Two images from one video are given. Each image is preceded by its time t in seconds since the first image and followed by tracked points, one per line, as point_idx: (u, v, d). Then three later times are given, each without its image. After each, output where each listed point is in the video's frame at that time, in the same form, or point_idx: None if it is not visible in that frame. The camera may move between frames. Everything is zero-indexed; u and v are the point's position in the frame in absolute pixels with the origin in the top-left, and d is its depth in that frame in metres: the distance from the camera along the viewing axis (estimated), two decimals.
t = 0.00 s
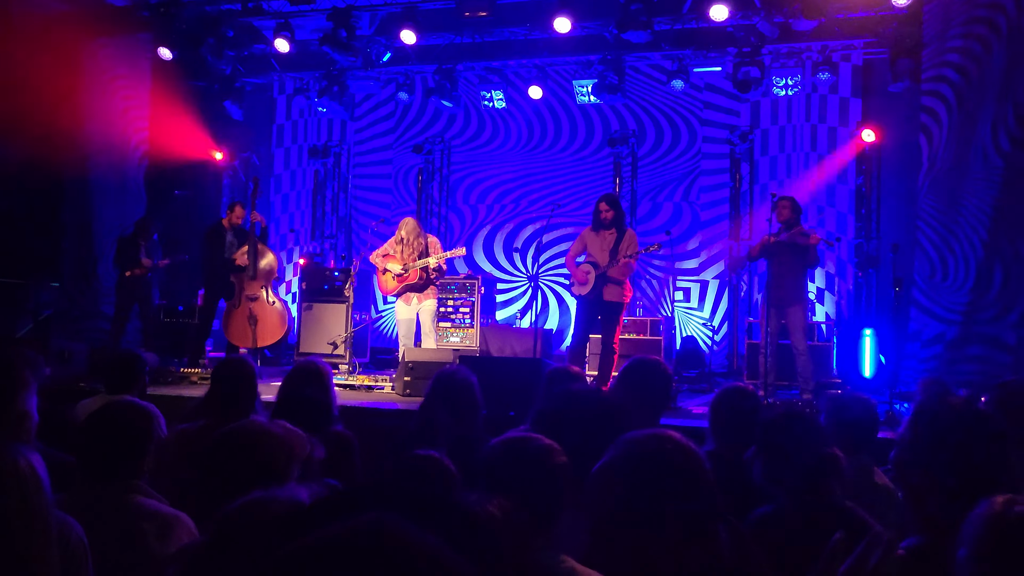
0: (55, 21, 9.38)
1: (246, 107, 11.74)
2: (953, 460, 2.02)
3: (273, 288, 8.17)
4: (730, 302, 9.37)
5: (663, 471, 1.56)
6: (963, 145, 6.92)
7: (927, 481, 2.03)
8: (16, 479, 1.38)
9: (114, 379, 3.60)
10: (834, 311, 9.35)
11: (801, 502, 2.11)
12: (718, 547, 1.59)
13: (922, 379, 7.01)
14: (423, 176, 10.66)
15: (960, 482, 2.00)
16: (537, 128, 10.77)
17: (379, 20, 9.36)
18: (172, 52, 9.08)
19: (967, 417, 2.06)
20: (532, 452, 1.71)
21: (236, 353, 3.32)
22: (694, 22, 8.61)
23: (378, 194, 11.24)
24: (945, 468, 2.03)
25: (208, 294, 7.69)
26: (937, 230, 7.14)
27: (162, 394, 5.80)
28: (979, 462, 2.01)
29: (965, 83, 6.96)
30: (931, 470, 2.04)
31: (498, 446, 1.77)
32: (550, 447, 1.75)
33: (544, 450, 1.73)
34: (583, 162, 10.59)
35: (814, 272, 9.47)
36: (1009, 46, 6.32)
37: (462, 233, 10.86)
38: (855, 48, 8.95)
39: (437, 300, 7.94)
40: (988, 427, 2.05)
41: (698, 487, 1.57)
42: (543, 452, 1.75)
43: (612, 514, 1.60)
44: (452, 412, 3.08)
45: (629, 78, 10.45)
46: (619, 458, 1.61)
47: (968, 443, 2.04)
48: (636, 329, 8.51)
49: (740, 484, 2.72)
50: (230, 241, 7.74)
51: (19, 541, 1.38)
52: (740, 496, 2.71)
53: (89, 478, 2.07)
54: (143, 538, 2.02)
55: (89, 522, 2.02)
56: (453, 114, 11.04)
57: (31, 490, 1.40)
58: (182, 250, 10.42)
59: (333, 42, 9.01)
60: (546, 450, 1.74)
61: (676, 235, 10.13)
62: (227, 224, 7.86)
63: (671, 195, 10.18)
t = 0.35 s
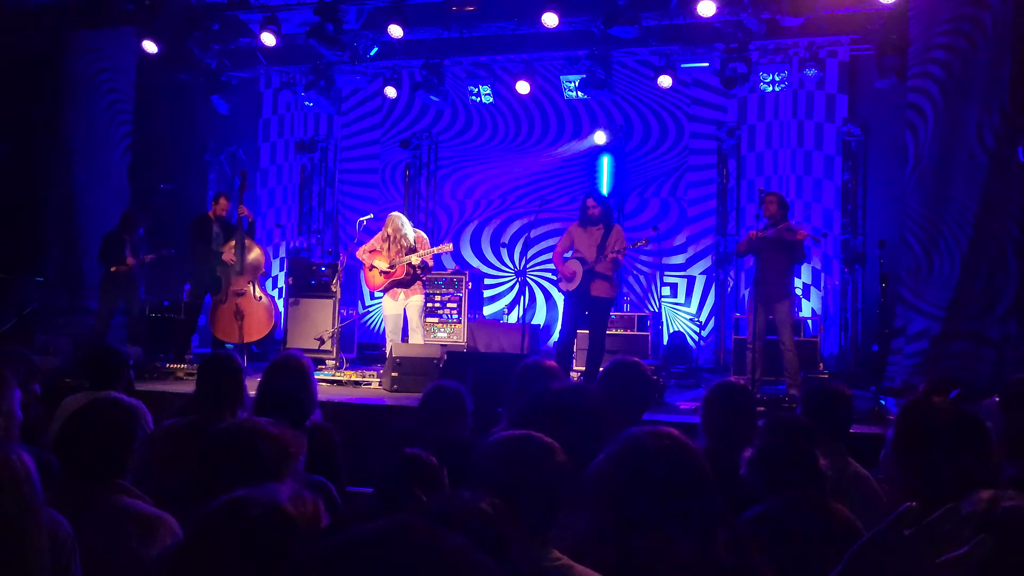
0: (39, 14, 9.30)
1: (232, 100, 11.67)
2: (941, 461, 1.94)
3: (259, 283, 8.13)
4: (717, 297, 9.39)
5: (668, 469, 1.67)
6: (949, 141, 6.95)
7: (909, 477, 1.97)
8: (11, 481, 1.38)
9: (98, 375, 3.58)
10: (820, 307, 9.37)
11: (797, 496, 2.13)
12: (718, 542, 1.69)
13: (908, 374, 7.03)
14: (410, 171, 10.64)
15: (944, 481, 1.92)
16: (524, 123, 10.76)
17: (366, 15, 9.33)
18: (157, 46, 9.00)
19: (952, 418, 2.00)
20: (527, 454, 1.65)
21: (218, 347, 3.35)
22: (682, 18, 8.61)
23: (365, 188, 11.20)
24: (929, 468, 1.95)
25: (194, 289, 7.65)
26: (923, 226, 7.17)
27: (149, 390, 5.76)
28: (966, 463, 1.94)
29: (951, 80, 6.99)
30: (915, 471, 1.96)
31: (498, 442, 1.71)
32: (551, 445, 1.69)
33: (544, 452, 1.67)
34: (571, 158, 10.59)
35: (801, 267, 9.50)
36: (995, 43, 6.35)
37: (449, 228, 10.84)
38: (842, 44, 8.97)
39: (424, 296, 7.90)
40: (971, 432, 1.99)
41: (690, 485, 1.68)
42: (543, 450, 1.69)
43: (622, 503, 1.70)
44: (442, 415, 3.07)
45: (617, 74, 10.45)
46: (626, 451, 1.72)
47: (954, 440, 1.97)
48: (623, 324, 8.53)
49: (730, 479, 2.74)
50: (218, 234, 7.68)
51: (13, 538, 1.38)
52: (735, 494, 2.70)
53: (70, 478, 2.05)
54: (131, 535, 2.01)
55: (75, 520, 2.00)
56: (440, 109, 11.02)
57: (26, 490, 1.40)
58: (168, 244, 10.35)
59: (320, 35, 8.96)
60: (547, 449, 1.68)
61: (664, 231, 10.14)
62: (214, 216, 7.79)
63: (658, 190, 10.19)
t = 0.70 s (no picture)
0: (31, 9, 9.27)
1: (225, 97, 11.63)
2: (943, 456, 1.98)
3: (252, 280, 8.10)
4: (710, 296, 9.40)
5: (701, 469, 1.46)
6: (943, 141, 6.97)
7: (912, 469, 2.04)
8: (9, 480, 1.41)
9: (92, 371, 3.56)
10: (813, 306, 9.41)
11: (784, 500, 2.10)
12: (740, 558, 1.51)
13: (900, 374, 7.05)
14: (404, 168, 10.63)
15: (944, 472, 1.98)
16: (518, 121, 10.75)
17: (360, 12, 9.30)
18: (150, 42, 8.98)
19: (954, 410, 2.02)
20: (486, 451, 1.67)
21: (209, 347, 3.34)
22: (676, 17, 8.62)
23: (359, 185, 11.18)
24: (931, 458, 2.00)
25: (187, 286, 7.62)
26: (915, 225, 7.19)
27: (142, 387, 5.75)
28: (968, 461, 1.97)
29: (944, 80, 7.01)
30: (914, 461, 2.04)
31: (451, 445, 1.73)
32: (508, 446, 1.73)
33: (500, 450, 1.71)
34: (565, 156, 10.58)
35: (794, 267, 9.52)
36: (989, 44, 6.36)
37: (443, 225, 10.83)
38: (836, 43, 8.98)
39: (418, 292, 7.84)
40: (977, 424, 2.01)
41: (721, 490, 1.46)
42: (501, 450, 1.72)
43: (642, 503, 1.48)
44: (437, 414, 3.08)
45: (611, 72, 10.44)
46: (654, 445, 1.51)
47: (959, 436, 1.99)
48: (617, 323, 8.53)
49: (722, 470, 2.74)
50: (213, 231, 7.71)
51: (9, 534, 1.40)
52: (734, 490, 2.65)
53: (59, 480, 2.03)
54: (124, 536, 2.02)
55: (68, 521, 2.00)
56: (434, 107, 11.01)
57: (22, 489, 1.43)
58: (161, 241, 10.33)
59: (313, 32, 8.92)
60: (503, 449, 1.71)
61: (657, 230, 10.14)
62: (208, 212, 7.80)
63: (652, 189, 10.20)
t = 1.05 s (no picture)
0: None
1: (224, 89, 11.61)
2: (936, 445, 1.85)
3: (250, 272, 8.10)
4: (709, 290, 9.42)
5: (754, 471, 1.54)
6: (942, 137, 6.97)
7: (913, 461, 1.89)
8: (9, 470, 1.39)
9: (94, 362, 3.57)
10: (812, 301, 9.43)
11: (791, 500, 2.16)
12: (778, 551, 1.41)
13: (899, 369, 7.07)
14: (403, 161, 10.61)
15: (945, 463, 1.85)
16: (517, 114, 10.74)
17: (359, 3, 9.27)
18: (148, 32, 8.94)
19: (953, 400, 1.89)
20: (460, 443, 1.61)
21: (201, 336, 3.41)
22: (677, 11, 8.61)
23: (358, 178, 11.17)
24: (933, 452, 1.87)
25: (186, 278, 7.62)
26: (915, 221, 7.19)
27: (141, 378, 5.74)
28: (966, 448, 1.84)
29: (945, 75, 7.00)
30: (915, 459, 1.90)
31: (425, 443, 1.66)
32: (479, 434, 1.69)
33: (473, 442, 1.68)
34: (565, 149, 10.57)
35: (793, 262, 9.53)
36: (989, 39, 6.36)
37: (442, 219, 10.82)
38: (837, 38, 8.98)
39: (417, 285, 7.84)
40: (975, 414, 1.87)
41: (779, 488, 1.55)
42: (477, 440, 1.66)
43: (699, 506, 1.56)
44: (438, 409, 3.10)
45: (611, 66, 10.42)
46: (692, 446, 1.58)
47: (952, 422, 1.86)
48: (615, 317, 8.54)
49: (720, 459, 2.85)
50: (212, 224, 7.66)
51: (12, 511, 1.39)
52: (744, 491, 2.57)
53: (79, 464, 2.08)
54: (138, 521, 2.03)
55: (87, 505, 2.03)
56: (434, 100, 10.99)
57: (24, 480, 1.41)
58: (160, 233, 10.32)
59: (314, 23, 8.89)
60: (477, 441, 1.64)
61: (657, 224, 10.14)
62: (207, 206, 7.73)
63: (651, 183, 10.19)
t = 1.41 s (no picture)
0: None
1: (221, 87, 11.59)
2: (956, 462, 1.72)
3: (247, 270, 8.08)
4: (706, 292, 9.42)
5: (759, 443, 1.42)
6: (940, 140, 6.97)
7: (929, 465, 1.75)
8: (13, 452, 1.39)
9: (90, 358, 3.54)
10: (809, 303, 9.43)
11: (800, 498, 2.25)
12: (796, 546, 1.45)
13: (895, 372, 7.07)
14: (400, 160, 10.61)
15: (960, 471, 1.71)
16: (514, 114, 10.73)
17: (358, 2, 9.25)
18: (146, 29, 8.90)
19: (977, 408, 1.75)
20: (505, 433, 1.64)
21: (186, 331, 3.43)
22: (675, 11, 8.61)
23: (355, 177, 11.15)
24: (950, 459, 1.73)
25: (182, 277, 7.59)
26: (913, 224, 7.19)
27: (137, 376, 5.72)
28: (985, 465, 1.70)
29: (943, 78, 7.00)
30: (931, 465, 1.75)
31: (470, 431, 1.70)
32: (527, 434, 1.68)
33: (523, 439, 1.65)
34: (562, 150, 10.56)
35: (790, 264, 9.53)
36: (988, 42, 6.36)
37: (439, 218, 10.80)
38: (835, 40, 8.99)
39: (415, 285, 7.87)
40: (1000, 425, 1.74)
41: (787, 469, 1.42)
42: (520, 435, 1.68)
43: (701, 487, 1.43)
44: (435, 406, 3.06)
45: (609, 67, 10.42)
46: (697, 428, 1.48)
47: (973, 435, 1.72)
48: (612, 318, 8.53)
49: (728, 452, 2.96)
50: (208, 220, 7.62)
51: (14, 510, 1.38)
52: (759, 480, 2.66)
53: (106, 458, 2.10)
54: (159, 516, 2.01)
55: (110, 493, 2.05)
56: (431, 99, 10.97)
57: (28, 465, 1.41)
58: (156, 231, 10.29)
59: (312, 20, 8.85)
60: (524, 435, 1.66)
61: (654, 225, 10.14)
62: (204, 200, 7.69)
63: (649, 184, 10.18)
